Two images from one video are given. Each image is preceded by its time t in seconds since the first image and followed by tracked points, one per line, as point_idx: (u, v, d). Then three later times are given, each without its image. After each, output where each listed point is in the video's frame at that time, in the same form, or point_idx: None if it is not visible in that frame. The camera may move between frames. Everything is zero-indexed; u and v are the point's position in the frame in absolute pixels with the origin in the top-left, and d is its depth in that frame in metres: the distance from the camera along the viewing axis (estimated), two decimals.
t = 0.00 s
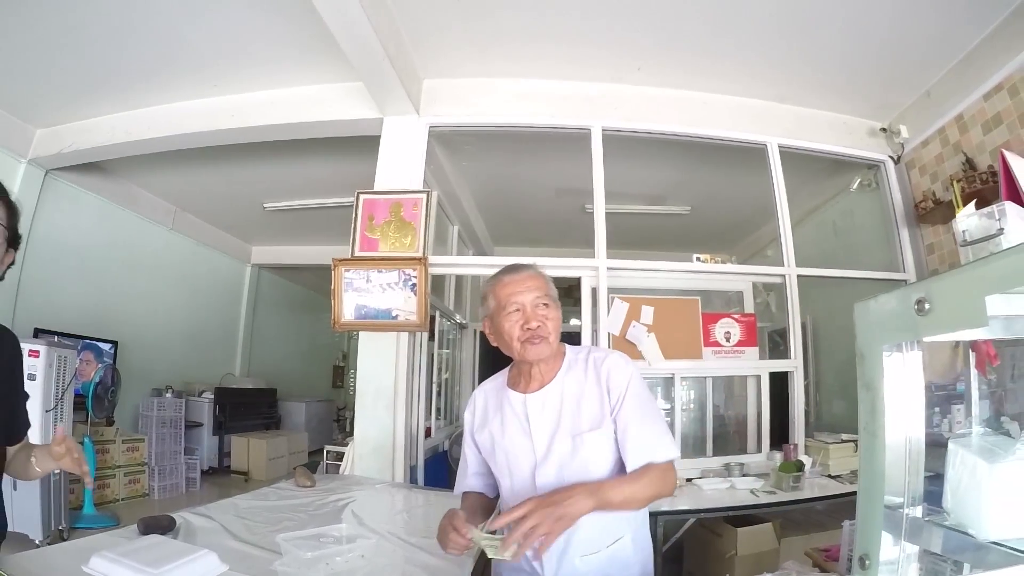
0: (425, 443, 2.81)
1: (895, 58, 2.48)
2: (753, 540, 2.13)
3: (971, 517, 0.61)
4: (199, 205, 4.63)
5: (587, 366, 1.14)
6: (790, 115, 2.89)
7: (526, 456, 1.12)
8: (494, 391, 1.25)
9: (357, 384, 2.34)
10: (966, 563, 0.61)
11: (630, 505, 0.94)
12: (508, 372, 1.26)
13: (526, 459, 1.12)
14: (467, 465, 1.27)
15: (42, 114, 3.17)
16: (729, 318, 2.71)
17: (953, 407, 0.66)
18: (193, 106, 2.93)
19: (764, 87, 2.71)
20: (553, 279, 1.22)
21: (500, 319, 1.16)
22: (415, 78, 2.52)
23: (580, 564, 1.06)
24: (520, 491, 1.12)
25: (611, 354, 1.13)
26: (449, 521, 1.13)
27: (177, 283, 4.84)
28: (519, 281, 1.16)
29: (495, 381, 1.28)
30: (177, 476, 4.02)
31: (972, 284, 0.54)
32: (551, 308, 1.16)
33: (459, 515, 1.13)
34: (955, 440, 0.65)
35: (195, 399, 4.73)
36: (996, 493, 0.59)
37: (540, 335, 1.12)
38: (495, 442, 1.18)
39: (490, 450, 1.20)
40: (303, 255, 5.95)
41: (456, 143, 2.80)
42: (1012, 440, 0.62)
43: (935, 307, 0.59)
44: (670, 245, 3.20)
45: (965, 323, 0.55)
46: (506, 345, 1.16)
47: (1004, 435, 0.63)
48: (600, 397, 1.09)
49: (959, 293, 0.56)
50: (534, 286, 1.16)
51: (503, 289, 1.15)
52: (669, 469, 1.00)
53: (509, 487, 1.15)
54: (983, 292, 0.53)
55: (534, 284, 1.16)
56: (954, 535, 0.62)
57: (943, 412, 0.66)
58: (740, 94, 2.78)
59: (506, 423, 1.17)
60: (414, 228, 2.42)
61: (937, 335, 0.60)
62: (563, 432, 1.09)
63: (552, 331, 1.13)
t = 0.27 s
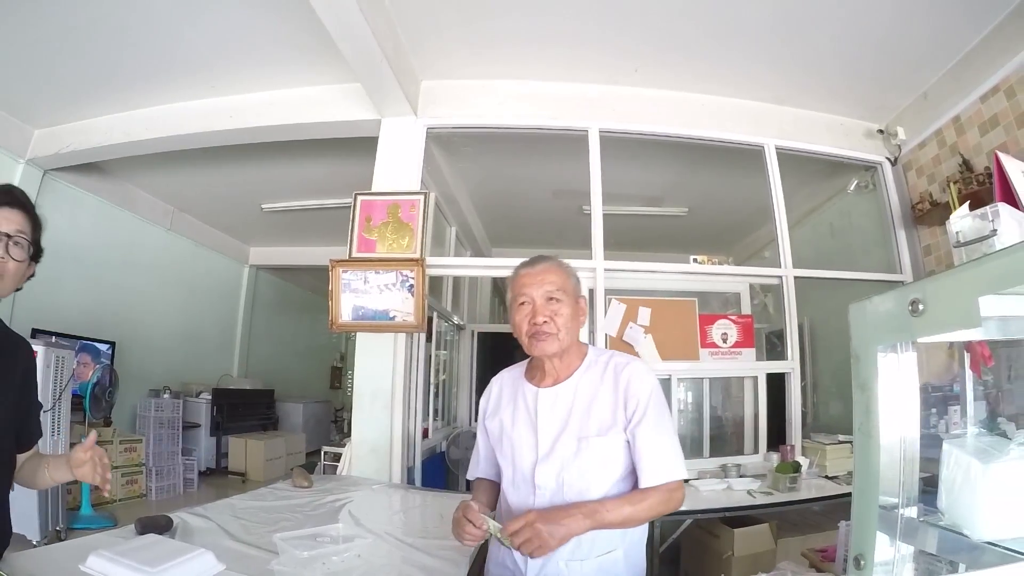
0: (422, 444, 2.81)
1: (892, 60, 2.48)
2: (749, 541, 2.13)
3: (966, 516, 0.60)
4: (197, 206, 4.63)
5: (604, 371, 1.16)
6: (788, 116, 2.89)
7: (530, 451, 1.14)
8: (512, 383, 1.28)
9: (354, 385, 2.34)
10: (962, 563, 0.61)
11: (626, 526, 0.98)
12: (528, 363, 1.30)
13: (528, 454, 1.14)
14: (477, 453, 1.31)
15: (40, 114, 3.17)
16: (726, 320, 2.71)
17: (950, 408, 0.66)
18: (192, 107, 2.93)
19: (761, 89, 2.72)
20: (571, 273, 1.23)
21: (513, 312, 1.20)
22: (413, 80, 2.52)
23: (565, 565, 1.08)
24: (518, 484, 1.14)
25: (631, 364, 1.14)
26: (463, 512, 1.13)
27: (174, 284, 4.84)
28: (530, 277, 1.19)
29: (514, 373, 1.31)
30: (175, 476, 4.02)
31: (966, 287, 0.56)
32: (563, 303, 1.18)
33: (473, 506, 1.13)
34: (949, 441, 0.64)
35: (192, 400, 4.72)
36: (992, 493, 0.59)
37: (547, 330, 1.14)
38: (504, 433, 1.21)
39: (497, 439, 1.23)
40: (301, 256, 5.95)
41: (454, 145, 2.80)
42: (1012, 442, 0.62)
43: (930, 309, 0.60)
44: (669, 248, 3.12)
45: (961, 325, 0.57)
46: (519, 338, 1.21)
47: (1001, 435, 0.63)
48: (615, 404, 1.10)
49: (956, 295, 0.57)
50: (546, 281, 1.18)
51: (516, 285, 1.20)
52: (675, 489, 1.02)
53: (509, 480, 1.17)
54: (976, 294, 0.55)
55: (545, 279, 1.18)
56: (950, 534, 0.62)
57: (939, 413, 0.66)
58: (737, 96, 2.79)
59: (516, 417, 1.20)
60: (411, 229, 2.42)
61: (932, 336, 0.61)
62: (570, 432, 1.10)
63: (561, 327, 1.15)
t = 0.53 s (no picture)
0: (420, 446, 2.81)
1: (889, 62, 2.49)
2: (748, 542, 2.13)
3: (965, 517, 0.64)
4: (195, 207, 4.62)
5: (620, 372, 1.15)
6: (786, 118, 2.90)
7: (540, 449, 1.14)
8: (525, 381, 1.28)
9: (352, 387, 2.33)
10: (960, 563, 0.64)
11: (643, 532, 0.98)
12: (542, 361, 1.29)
13: (538, 452, 1.14)
14: (488, 450, 1.32)
15: (39, 115, 3.16)
16: (724, 321, 2.71)
17: (947, 409, 0.69)
18: (190, 108, 2.93)
19: (759, 91, 2.73)
20: (590, 271, 1.22)
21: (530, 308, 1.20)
22: (411, 81, 2.52)
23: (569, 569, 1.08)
24: (527, 483, 1.15)
25: (648, 366, 1.12)
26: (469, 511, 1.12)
27: (172, 285, 4.83)
28: (549, 272, 1.18)
29: (529, 371, 1.31)
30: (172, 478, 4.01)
31: (965, 289, 0.58)
32: (581, 300, 1.17)
33: (479, 505, 1.12)
34: (948, 443, 0.68)
35: (190, 401, 4.70)
36: (992, 494, 0.63)
37: (563, 325, 1.13)
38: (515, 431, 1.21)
39: (508, 436, 1.23)
40: (299, 257, 5.94)
41: (452, 147, 2.80)
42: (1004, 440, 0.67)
43: (930, 310, 0.62)
44: (670, 249, 3.04)
45: (961, 325, 0.58)
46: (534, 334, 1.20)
47: (998, 435, 0.67)
48: (629, 407, 1.09)
49: (954, 296, 0.59)
50: (564, 277, 1.17)
51: (534, 281, 1.19)
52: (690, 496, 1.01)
53: (518, 477, 1.17)
54: (976, 296, 0.57)
55: (564, 275, 1.17)
56: (949, 535, 0.66)
57: (938, 413, 0.69)
58: (735, 97, 2.79)
59: (528, 415, 1.20)
60: (409, 231, 2.42)
61: (931, 337, 0.63)
62: (581, 433, 1.10)
63: (578, 324, 1.14)
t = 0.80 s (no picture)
0: (420, 448, 2.80)
1: (890, 65, 2.50)
2: (750, 545, 2.11)
3: (969, 521, 0.67)
4: (194, 209, 4.62)
5: (647, 377, 1.15)
6: (786, 120, 2.90)
7: (561, 453, 1.14)
8: (545, 383, 1.28)
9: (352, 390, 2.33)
10: (963, 565, 0.68)
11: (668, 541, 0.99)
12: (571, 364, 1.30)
13: (559, 455, 1.14)
14: (503, 451, 1.31)
15: (39, 116, 3.16)
16: (725, 323, 2.71)
17: (948, 411, 0.73)
18: (191, 109, 2.93)
19: (760, 93, 2.73)
20: (609, 270, 1.20)
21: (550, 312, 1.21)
22: (411, 83, 2.52)
23: None
24: (546, 486, 1.14)
25: (676, 375, 1.12)
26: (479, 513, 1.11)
27: (171, 286, 4.82)
28: (565, 275, 1.19)
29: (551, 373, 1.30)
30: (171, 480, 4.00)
31: (964, 294, 0.63)
32: (598, 302, 1.15)
33: (489, 506, 1.11)
34: (951, 446, 0.71)
35: (189, 403, 4.69)
36: (992, 496, 0.65)
37: (577, 328, 1.13)
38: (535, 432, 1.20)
39: (527, 437, 1.22)
40: (298, 259, 5.94)
41: (453, 149, 2.80)
42: (1008, 443, 0.68)
43: (932, 313, 0.68)
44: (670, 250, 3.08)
45: (962, 329, 0.63)
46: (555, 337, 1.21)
47: (1001, 438, 0.69)
48: (655, 414, 1.10)
49: (954, 302, 0.65)
50: (579, 279, 1.17)
51: (553, 284, 1.21)
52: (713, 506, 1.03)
53: (535, 481, 1.16)
54: (976, 300, 0.62)
55: (580, 277, 1.17)
56: (951, 538, 0.69)
57: (938, 415, 0.73)
58: (735, 100, 2.79)
59: (551, 417, 1.20)
60: (410, 233, 2.42)
61: (933, 340, 0.69)
62: (605, 437, 1.10)
63: (592, 326, 1.13)
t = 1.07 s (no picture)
0: (414, 453, 2.78)
1: (885, 69, 2.50)
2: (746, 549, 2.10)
3: (969, 529, 0.66)
4: (188, 211, 4.60)
5: (671, 390, 1.10)
6: (781, 124, 2.91)
7: (575, 464, 1.10)
8: (563, 388, 1.23)
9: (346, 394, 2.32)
10: (960, 571, 0.66)
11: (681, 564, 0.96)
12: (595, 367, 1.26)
13: (573, 467, 1.10)
14: (516, 455, 1.28)
15: (32, 117, 3.14)
16: (720, 327, 2.71)
17: (943, 415, 0.74)
18: (185, 112, 2.91)
19: (755, 97, 2.73)
20: (625, 271, 1.14)
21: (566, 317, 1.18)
22: (406, 85, 2.51)
23: None
24: (557, 497, 1.10)
25: (701, 390, 1.07)
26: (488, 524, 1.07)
27: (164, 289, 4.80)
28: (578, 279, 1.15)
29: (570, 377, 1.25)
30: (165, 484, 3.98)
31: (962, 302, 0.64)
32: (612, 309, 1.10)
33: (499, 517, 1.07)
34: (950, 453, 0.71)
35: (183, 407, 4.66)
36: (990, 503, 0.64)
37: (586, 337, 1.10)
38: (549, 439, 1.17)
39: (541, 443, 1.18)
40: (293, 261, 5.92)
41: (447, 152, 2.79)
42: (1002, 447, 0.69)
43: (930, 321, 0.69)
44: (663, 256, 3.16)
45: (961, 338, 0.64)
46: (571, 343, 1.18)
47: (996, 443, 0.69)
48: (675, 431, 1.05)
49: (952, 310, 0.65)
50: (591, 284, 1.12)
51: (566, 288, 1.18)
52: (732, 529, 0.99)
53: (547, 490, 1.13)
54: (975, 309, 0.62)
55: (594, 282, 1.12)
56: (946, 545, 0.68)
57: (932, 418, 0.75)
58: (730, 103, 2.80)
59: (568, 426, 1.15)
60: (404, 237, 2.41)
61: (931, 348, 0.70)
62: (622, 453, 1.05)
63: (602, 336, 1.08)
